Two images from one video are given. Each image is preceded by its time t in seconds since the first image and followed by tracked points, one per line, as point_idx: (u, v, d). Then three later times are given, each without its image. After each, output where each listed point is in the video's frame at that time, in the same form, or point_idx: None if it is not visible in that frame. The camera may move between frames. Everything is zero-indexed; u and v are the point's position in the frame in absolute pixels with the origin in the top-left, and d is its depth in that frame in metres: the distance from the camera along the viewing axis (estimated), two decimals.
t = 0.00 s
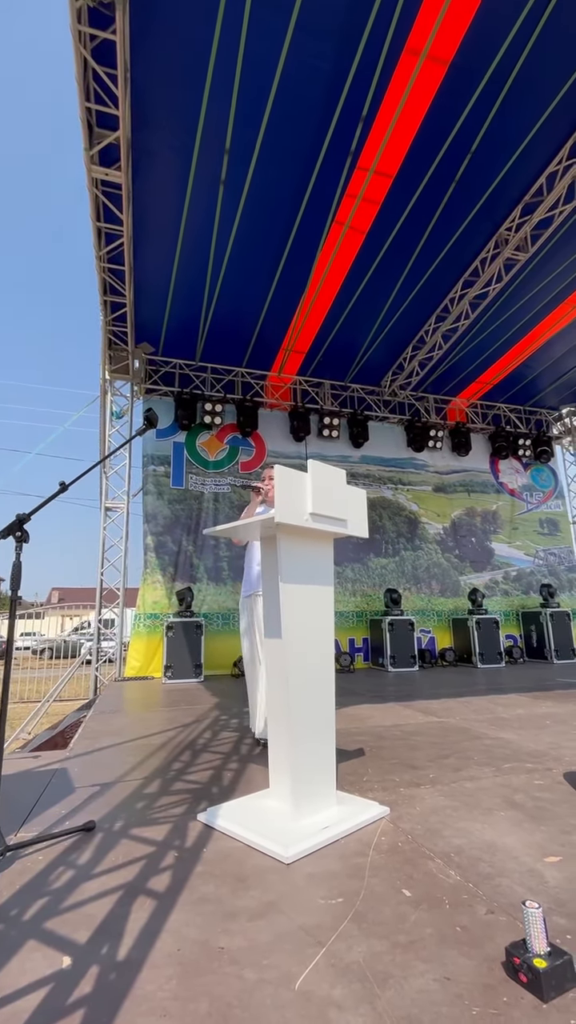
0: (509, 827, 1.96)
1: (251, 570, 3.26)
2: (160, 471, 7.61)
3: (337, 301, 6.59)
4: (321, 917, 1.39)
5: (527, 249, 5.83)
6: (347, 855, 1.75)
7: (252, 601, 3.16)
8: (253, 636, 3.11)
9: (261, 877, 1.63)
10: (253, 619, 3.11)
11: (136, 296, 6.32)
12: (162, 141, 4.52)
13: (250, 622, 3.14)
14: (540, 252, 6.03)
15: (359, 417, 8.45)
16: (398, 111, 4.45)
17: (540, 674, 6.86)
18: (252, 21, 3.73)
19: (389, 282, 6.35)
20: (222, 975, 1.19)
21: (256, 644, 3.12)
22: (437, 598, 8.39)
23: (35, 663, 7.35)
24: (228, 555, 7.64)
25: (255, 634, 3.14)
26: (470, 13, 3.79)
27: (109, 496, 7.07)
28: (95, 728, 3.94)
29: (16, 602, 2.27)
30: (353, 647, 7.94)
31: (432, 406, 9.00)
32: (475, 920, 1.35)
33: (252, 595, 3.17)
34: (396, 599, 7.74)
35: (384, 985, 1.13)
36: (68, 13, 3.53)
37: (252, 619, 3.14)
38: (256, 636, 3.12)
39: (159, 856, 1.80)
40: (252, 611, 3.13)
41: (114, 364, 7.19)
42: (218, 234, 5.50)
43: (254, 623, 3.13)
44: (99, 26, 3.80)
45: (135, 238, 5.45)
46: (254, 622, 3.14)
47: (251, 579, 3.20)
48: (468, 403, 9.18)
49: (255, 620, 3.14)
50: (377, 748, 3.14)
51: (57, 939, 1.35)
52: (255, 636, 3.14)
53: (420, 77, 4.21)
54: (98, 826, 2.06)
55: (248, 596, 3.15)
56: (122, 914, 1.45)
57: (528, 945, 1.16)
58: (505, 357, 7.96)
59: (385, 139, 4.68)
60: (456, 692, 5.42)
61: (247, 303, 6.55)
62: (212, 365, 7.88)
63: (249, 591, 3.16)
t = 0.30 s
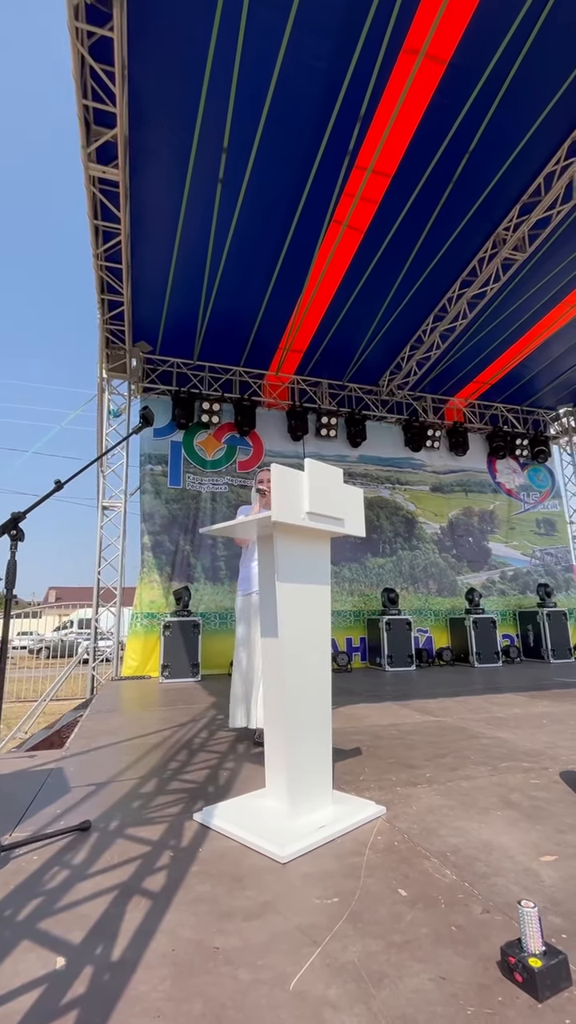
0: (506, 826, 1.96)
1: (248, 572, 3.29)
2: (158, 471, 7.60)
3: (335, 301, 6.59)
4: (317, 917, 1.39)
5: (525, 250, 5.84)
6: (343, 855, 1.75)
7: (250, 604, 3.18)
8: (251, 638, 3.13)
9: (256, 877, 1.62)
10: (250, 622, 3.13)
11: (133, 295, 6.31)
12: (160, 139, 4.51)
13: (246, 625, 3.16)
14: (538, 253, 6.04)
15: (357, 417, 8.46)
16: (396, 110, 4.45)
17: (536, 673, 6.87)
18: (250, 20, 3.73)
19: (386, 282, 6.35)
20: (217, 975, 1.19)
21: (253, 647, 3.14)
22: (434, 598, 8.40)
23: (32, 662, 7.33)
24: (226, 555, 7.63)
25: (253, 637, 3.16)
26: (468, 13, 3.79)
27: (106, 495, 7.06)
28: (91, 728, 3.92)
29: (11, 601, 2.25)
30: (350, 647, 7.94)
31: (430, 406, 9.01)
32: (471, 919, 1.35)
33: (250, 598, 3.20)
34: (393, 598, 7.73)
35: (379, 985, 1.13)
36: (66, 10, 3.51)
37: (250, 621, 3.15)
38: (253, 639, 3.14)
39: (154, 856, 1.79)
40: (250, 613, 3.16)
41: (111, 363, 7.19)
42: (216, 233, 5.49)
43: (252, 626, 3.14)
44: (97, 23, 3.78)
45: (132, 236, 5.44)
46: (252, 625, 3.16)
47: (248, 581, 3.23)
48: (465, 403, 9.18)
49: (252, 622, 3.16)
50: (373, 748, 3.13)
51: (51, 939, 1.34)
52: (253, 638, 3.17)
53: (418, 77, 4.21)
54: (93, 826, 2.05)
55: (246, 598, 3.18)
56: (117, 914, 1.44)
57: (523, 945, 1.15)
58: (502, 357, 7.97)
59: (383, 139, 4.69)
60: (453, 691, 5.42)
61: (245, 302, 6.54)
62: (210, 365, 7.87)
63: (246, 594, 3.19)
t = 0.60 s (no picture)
0: (501, 825, 1.96)
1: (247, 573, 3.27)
2: (155, 470, 7.59)
3: (333, 300, 6.59)
4: (313, 916, 1.39)
5: (523, 250, 5.85)
6: (340, 855, 1.75)
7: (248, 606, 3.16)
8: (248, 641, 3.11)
9: (252, 877, 1.62)
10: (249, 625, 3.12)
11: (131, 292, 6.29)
12: (157, 136, 4.50)
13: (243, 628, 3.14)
14: (535, 253, 6.06)
15: (355, 416, 8.48)
16: (395, 110, 4.45)
17: (532, 673, 6.91)
18: (249, 19, 3.72)
19: (384, 281, 6.35)
20: (213, 975, 1.18)
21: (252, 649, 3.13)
22: (430, 598, 8.42)
23: (28, 662, 7.29)
24: (222, 555, 7.62)
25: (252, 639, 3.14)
26: (467, 13, 3.79)
27: (102, 494, 7.04)
28: (87, 728, 3.90)
29: (6, 600, 2.24)
30: (347, 647, 7.94)
31: (427, 406, 9.02)
32: (467, 918, 1.36)
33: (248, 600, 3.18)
34: (390, 598, 7.74)
35: (375, 984, 1.13)
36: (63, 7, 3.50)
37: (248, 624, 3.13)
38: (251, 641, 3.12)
39: (150, 857, 1.78)
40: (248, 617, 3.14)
41: (109, 362, 7.19)
42: (214, 231, 5.48)
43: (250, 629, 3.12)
44: (95, 20, 3.76)
45: (130, 234, 5.42)
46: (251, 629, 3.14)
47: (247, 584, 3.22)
48: (463, 403, 9.19)
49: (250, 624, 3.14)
50: (370, 748, 3.13)
51: (47, 939, 1.34)
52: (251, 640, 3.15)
53: (417, 77, 4.21)
54: (89, 826, 2.04)
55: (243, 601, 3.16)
56: (112, 914, 1.44)
57: (519, 943, 1.15)
58: (500, 357, 7.99)
59: (382, 138, 4.69)
60: (449, 691, 5.42)
61: (243, 302, 6.54)
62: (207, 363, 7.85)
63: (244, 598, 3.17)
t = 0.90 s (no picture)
0: (495, 825, 1.97)
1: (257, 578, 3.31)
2: (150, 469, 7.58)
3: (330, 301, 6.60)
4: (308, 916, 1.39)
5: (519, 253, 5.87)
6: (334, 855, 1.75)
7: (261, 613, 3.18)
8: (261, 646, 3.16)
9: (247, 877, 1.62)
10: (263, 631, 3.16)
11: (128, 291, 6.27)
12: (155, 134, 4.49)
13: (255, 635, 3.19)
14: (531, 256, 6.09)
15: (351, 416, 8.52)
16: (392, 112, 4.46)
17: (526, 674, 6.97)
18: (248, 19, 3.73)
19: (381, 282, 6.36)
20: (208, 975, 1.18)
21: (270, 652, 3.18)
22: (425, 598, 8.44)
23: (21, 661, 7.24)
24: (218, 555, 7.61)
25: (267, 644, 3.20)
26: (466, 15, 3.80)
27: (98, 493, 7.02)
28: (81, 728, 3.88)
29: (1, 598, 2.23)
30: (342, 647, 7.95)
31: (423, 406, 9.04)
32: (461, 917, 1.36)
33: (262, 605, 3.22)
34: (385, 598, 7.76)
35: (369, 983, 1.13)
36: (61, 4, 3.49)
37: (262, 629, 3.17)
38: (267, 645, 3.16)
39: (144, 856, 1.78)
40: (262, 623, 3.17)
41: (105, 360, 7.16)
42: (211, 231, 5.47)
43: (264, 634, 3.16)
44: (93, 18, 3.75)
45: (126, 232, 5.41)
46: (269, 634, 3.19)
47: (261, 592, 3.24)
48: (459, 404, 9.22)
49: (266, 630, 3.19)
50: (364, 747, 3.14)
51: (41, 939, 1.33)
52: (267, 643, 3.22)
53: (415, 79, 4.23)
54: (83, 826, 2.04)
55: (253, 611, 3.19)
56: (107, 914, 1.44)
57: (512, 941, 1.16)
58: (495, 359, 8.02)
59: (379, 139, 4.70)
60: (444, 691, 5.44)
61: (240, 301, 6.54)
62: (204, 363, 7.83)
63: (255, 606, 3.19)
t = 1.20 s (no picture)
0: (486, 825, 1.98)
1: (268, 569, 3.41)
2: (144, 468, 7.55)
3: (326, 302, 6.62)
4: (300, 915, 1.40)
5: (514, 256, 5.91)
6: (327, 855, 1.76)
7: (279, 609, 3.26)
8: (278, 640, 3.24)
9: (239, 877, 1.62)
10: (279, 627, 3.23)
11: (123, 289, 6.25)
12: (152, 133, 4.49)
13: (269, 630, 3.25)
14: (525, 260, 6.14)
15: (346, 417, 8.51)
16: (389, 114, 4.48)
17: (517, 675, 7.01)
18: (245, 19, 3.73)
19: (377, 284, 6.38)
20: (200, 975, 1.19)
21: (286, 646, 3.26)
22: (418, 599, 8.47)
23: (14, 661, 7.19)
24: (211, 555, 7.61)
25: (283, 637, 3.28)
26: (462, 19, 3.83)
27: (91, 492, 7.00)
28: (74, 728, 3.86)
29: None
30: (335, 647, 7.97)
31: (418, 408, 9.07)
32: (451, 916, 1.38)
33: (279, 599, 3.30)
34: (378, 599, 7.79)
35: (361, 982, 1.14)
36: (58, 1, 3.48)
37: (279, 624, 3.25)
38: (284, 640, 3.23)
39: (137, 856, 1.78)
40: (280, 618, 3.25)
41: (99, 358, 7.13)
42: (207, 230, 5.47)
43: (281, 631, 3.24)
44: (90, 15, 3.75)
45: (122, 231, 5.40)
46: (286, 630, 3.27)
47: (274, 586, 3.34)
48: (453, 406, 9.27)
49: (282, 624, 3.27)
50: (357, 748, 3.15)
51: (33, 939, 1.33)
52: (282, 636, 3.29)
53: (412, 81, 4.25)
54: (75, 826, 2.04)
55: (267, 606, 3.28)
56: (99, 914, 1.44)
57: (502, 940, 1.17)
58: (490, 362, 8.07)
59: (376, 141, 4.72)
60: (436, 692, 5.47)
61: (235, 301, 6.54)
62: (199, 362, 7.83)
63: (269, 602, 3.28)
